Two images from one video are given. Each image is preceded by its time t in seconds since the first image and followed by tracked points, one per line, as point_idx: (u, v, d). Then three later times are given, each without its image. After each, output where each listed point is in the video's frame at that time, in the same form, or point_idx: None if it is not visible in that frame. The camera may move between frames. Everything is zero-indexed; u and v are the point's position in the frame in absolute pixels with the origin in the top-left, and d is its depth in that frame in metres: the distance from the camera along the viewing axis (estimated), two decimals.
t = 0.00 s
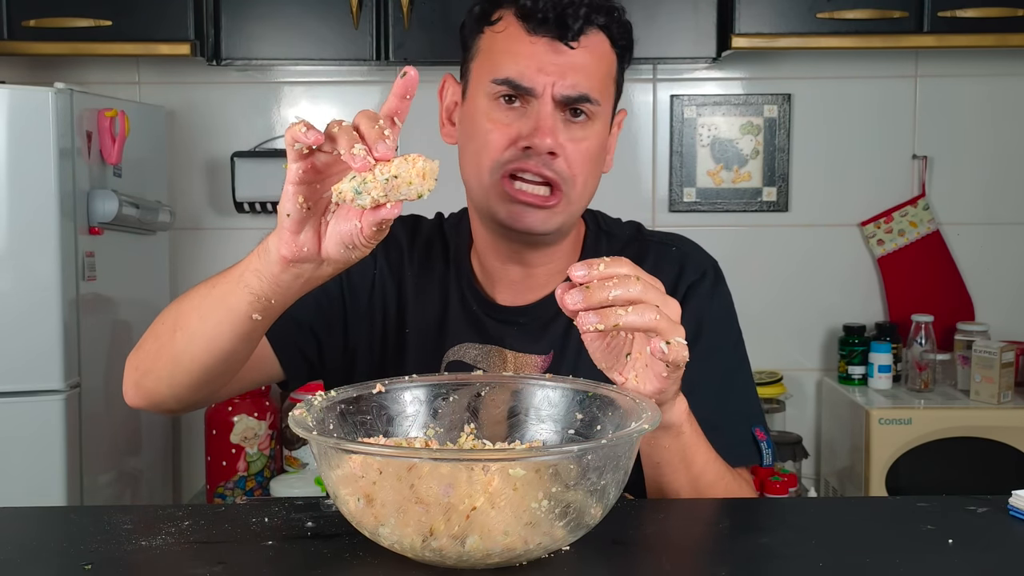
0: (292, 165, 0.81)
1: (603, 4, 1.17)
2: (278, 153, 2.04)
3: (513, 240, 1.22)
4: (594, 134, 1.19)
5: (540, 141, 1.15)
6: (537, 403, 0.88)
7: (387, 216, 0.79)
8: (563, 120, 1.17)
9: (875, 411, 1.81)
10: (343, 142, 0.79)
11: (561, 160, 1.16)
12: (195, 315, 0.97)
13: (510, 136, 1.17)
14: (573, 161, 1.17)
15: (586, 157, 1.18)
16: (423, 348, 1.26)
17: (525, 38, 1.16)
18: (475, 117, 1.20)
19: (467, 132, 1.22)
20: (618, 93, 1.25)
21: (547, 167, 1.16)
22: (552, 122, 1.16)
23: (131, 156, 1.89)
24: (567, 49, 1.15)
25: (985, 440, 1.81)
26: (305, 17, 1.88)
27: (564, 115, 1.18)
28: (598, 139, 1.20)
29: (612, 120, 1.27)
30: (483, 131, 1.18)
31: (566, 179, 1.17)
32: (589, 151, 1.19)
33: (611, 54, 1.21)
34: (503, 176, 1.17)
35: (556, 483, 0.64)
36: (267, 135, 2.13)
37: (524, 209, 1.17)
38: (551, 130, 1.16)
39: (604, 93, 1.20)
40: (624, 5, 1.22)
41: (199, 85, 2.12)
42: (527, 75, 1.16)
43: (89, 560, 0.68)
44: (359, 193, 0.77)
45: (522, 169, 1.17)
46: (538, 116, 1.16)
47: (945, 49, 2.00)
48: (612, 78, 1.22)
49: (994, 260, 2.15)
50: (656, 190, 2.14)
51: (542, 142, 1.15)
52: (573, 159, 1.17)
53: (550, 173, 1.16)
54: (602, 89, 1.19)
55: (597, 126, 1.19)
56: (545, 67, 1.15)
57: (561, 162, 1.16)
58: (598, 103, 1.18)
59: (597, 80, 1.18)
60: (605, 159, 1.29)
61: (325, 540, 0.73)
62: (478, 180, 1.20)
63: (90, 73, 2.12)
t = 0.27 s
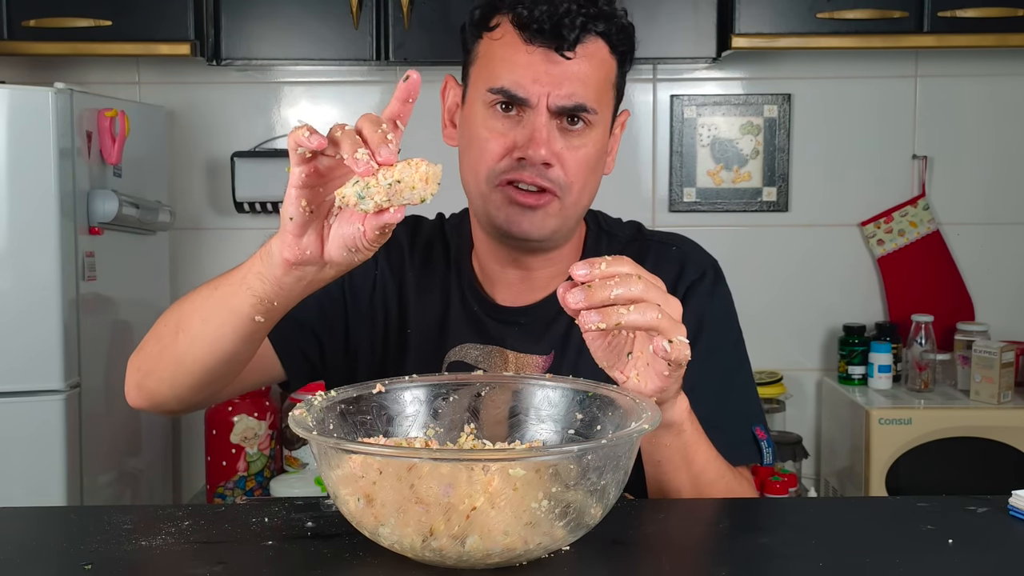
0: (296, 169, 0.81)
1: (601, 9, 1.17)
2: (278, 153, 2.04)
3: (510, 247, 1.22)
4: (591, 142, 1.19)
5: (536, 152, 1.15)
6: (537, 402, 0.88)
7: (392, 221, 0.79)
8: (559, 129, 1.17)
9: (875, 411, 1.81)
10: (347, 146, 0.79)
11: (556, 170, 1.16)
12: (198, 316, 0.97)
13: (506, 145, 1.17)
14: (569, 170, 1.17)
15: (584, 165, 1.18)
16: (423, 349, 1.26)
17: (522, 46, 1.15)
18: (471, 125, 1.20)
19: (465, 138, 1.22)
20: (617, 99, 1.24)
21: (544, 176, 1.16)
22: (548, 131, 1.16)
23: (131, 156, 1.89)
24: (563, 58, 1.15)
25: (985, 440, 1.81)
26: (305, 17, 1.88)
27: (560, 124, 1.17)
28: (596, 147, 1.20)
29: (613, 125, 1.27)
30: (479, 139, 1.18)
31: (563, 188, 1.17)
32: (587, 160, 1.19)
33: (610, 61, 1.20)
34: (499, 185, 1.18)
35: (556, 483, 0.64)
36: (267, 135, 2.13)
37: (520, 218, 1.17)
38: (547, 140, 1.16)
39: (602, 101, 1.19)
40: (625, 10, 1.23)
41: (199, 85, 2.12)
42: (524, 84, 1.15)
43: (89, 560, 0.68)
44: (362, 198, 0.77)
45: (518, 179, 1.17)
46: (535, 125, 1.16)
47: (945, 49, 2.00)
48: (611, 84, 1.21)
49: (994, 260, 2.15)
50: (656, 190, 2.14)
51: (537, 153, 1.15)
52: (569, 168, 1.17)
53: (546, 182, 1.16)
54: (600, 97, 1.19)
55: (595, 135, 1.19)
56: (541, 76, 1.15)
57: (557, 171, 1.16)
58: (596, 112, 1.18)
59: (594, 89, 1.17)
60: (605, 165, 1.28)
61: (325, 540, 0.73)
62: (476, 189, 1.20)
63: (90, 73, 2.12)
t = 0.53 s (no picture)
0: (299, 172, 0.81)
1: (596, 8, 1.17)
2: (278, 153, 2.04)
3: (509, 247, 1.22)
4: (589, 140, 1.19)
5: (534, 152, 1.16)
6: (537, 402, 0.88)
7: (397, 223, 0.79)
8: (557, 129, 1.17)
9: (875, 411, 1.81)
10: (351, 150, 0.78)
11: (555, 169, 1.16)
12: (201, 318, 0.97)
13: (504, 146, 1.17)
14: (568, 170, 1.17)
15: (582, 164, 1.18)
16: (423, 349, 1.26)
17: (518, 47, 1.15)
18: (469, 126, 1.20)
19: (463, 139, 1.22)
20: (614, 99, 1.24)
21: (542, 176, 1.16)
22: (546, 131, 1.16)
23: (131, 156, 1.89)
24: (559, 58, 1.15)
25: (985, 440, 1.81)
26: (305, 17, 1.88)
27: (558, 123, 1.17)
28: (594, 146, 1.20)
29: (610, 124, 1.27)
30: (477, 140, 1.18)
31: (561, 187, 1.17)
32: (585, 158, 1.19)
33: (607, 60, 1.20)
34: (497, 185, 1.18)
35: (556, 483, 0.64)
36: (267, 135, 2.13)
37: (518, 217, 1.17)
38: (545, 140, 1.16)
39: (600, 100, 1.19)
40: (620, 8, 1.22)
41: (199, 85, 2.12)
42: (521, 85, 1.15)
43: (89, 560, 0.68)
44: (368, 202, 0.77)
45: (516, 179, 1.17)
46: (532, 125, 1.16)
47: (945, 49, 2.00)
48: (608, 83, 1.21)
49: (994, 260, 2.15)
50: (656, 190, 2.14)
51: (534, 153, 1.15)
52: (568, 167, 1.17)
53: (544, 182, 1.17)
54: (598, 96, 1.19)
55: (592, 134, 1.19)
56: (538, 77, 1.15)
57: (555, 171, 1.16)
58: (593, 111, 1.18)
59: (591, 88, 1.17)
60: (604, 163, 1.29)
61: (324, 540, 0.73)
62: (474, 189, 1.20)
63: (90, 73, 2.12)
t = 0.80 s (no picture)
0: (301, 183, 0.80)
1: (585, 6, 1.17)
2: (278, 152, 2.04)
3: (505, 247, 1.21)
4: (581, 139, 1.18)
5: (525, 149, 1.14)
6: (537, 403, 0.88)
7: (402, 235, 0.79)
8: (548, 126, 1.16)
9: (875, 411, 1.81)
10: (355, 162, 0.78)
11: (545, 166, 1.15)
12: (200, 322, 0.97)
13: (494, 144, 1.16)
14: (559, 168, 1.16)
15: (574, 162, 1.17)
16: (423, 351, 1.26)
17: (508, 46, 1.15)
18: (461, 127, 1.19)
19: (456, 141, 1.21)
20: (607, 98, 1.23)
21: (534, 174, 1.15)
22: (536, 128, 1.15)
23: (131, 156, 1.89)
24: (548, 55, 1.14)
25: (985, 440, 1.81)
26: (305, 17, 1.88)
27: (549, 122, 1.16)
28: (586, 144, 1.19)
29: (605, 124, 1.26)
30: (469, 140, 1.18)
31: (553, 184, 1.16)
32: (577, 157, 1.18)
33: (599, 58, 1.20)
34: (490, 185, 1.17)
35: (556, 483, 0.64)
36: (267, 135, 2.13)
37: (512, 216, 1.17)
38: (535, 138, 1.15)
39: (591, 98, 1.19)
40: (613, 8, 1.23)
41: (199, 85, 2.12)
42: (510, 83, 1.15)
43: (89, 560, 0.68)
44: (372, 216, 0.77)
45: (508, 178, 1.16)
46: (522, 123, 1.15)
47: (945, 49, 2.00)
48: (600, 82, 1.20)
49: (994, 261, 2.15)
50: (656, 190, 2.14)
51: (524, 150, 1.14)
52: (559, 166, 1.16)
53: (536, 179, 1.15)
54: (588, 94, 1.18)
55: (584, 131, 1.18)
56: (526, 74, 1.14)
57: (546, 168, 1.15)
58: (583, 109, 1.17)
59: (580, 84, 1.17)
60: (600, 163, 1.28)
61: (325, 540, 0.73)
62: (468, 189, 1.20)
63: (90, 73, 2.12)
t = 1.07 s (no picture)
0: (326, 229, 0.78)
1: (571, 8, 1.16)
2: (278, 153, 2.04)
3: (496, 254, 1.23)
4: (569, 144, 1.17)
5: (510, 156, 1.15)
6: (537, 402, 0.88)
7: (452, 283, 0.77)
8: (534, 131, 1.16)
9: (875, 411, 1.81)
10: (391, 215, 0.74)
11: (532, 171, 1.16)
12: (210, 340, 0.98)
13: (481, 151, 1.17)
14: (547, 173, 1.17)
15: (562, 166, 1.17)
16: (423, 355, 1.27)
17: (491, 52, 1.14)
18: (449, 133, 1.20)
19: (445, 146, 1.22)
20: (596, 99, 1.22)
21: (521, 181, 1.16)
22: (521, 134, 1.15)
23: (131, 156, 1.89)
24: (531, 60, 1.14)
25: (985, 440, 1.81)
26: (305, 17, 1.88)
27: (534, 128, 1.16)
28: (574, 146, 1.18)
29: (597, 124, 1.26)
30: (457, 146, 1.19)
31: (541, 189, 1.17)
32: (566, 162, 1.18)
33: (586, 59, 1.19)
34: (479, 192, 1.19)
35: (556, 482, 0.64)
36: (267, 135, 2.13)
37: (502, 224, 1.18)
38: (521, 145, 1.15)
39: (579, 101, 1.18)
40: (602, 8, 1.23)
41: (200, 85, 2.12)
42: (494, 90, 1.14)
43: (89, 560, 0.68)
44: (417, 269, 0.76)
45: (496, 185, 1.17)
46: (507, 129, 1.15)
47: (945, 49, 2.00)
48: (589, 83, 1.20)
49: (994, 261, 2.15)
50: (656, 190, 2.14)
51: (510, 158, 1.14)
52: (547, 172, 1.17)
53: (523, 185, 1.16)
54: (576, 97, 1.17)
55: (571, 134, 1.18)
56: (509, 81, 1.14)
57: (533, 173, 1.16)
58: (570, 115, 1.16)
59: (565, 88, 1.16)
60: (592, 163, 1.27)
61: (325, 540, 0.73)
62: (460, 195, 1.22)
63: (90, 73, 2.12)
